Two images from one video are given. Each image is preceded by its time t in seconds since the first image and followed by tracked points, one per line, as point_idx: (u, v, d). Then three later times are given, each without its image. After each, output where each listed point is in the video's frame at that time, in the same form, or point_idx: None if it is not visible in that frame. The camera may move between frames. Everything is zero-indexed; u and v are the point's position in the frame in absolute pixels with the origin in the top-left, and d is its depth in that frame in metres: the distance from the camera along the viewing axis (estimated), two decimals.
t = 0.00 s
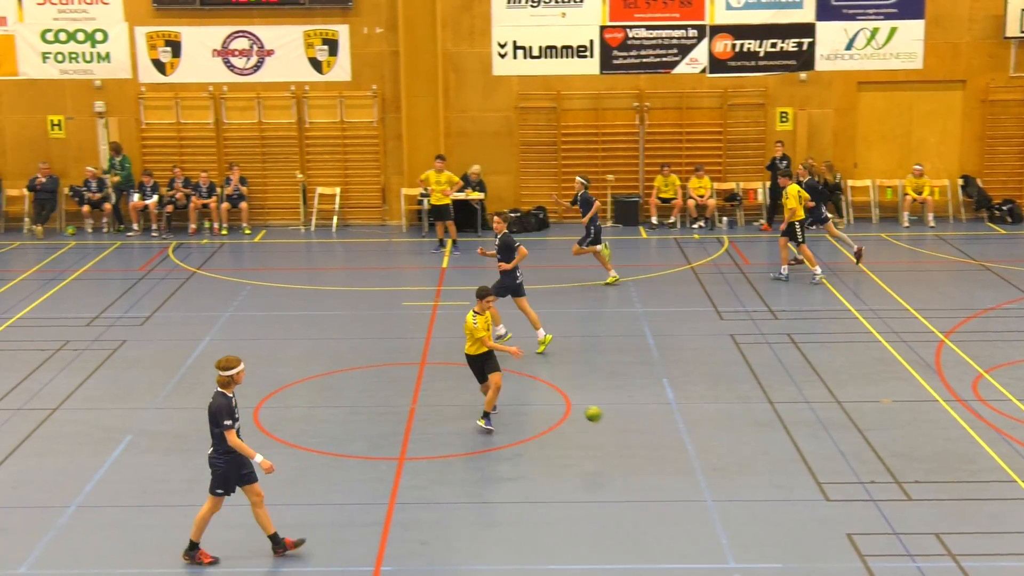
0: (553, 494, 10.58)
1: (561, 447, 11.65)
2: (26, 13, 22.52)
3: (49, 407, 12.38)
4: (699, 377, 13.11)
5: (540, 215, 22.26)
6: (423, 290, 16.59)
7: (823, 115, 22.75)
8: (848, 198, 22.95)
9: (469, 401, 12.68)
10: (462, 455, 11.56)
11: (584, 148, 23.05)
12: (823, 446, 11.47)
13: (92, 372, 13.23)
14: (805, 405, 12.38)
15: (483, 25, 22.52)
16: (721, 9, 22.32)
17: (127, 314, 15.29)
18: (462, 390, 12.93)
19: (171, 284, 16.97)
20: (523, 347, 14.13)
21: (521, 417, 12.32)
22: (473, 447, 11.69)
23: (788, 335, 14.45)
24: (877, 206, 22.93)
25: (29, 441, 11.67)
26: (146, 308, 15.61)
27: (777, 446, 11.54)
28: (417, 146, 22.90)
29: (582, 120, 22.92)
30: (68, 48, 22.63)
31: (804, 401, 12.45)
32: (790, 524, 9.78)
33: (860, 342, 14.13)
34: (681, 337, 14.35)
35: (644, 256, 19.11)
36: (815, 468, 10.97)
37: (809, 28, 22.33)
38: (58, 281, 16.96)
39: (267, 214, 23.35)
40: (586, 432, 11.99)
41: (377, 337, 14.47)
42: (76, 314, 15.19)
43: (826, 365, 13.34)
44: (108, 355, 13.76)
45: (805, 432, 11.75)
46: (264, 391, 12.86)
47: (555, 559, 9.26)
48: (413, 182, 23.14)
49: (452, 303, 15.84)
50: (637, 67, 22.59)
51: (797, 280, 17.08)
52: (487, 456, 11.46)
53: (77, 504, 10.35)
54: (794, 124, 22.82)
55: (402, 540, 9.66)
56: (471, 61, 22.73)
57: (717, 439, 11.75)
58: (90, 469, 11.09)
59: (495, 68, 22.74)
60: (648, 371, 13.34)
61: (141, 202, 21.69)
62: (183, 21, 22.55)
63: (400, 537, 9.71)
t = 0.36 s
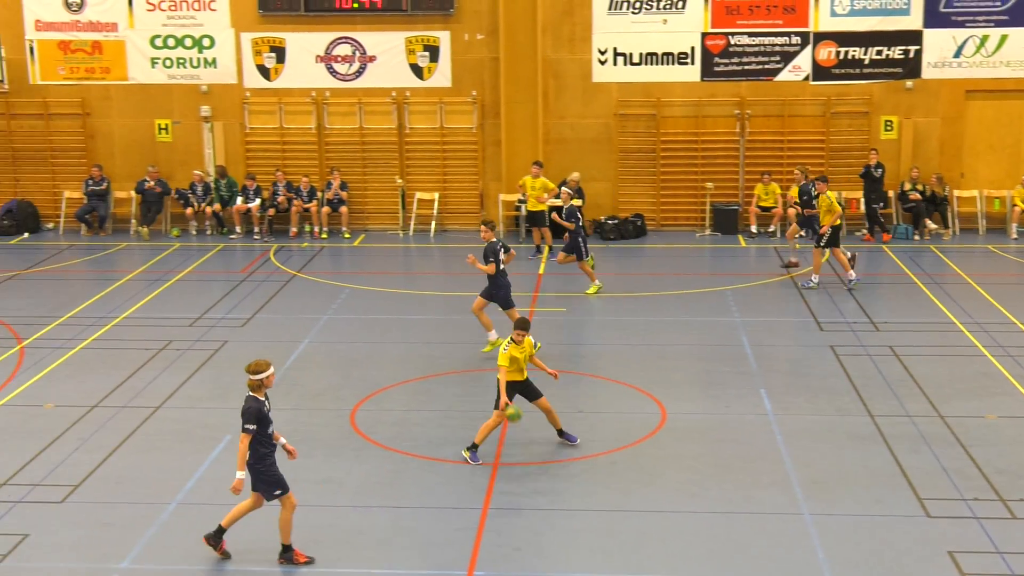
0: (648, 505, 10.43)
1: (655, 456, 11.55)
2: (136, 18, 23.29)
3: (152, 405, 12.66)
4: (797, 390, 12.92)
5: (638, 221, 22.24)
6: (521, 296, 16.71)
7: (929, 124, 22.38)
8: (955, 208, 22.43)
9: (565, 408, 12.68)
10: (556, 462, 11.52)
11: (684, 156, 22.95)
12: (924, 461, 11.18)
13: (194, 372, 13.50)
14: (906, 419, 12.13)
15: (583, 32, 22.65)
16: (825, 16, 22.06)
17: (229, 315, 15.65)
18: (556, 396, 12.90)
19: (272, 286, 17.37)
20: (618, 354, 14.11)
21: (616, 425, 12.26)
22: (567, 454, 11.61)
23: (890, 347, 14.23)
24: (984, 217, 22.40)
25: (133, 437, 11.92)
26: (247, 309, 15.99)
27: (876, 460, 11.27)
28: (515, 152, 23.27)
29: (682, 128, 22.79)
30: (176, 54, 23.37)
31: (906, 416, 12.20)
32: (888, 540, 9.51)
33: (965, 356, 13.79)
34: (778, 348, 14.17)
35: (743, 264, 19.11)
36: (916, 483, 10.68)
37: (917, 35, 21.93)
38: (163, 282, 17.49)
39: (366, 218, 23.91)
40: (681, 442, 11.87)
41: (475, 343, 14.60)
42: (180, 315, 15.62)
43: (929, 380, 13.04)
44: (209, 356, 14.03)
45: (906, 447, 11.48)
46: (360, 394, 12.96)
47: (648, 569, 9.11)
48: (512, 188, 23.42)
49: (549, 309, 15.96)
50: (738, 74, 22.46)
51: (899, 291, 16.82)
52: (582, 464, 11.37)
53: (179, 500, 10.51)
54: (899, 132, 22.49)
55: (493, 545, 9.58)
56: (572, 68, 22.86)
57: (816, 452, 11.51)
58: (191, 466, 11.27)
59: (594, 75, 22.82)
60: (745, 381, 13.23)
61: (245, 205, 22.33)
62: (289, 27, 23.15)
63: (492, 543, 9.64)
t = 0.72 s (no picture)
0: (729, 521, 10.22)
1: (736, 472, 11.39)
2: (226, 31, 23.83)
3: (235, 413, 12.81)
4: (881, 408, 12.74)
5: (721, 236, 22.02)
6: (599, 311, 16.83)
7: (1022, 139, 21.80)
8: None
9: (645, 422, 12.60)
10: (635, 476, 11.39)
11: (768, 171, 22.76)
12: (1014, 484, 10.86)
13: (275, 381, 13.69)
14: (994, 440, 11.84)
15: (668, 45, 22.61)
16: (914, 29, 21.75)
17: (312, 324, 16.00)
18: (636, 411, 12.85)
19: (355, 296, 17.81)
20: (699, 370, 14.05)
21: (697, 440, 12.13)
22: (647, 469, 11.47)
23: (978, 367, 13.97)
24: None
25: (217, 444, 12.07)
26: (330, 319, 16.32)
27: (963, 482, 10.97)
28: (598, 164, 23.19)
29: (767, 142, 22.60)
30: (264, 66, 23.88)
31: (994, 436, 11.93)
32: (976, 564, 9.21)
33: None
34: (861, 365, 14.02)
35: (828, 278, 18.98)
36: (1005, 506, 10.38)
37: (1010, 49, 21.46)
38: (248, 291, 18.03)
39: (448, 229, 24.10)
40: (763, 458, 11.69)
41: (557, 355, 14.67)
42: (265, 323, 16.02)
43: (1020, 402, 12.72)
44: (292, 364, 14.30)
45: (994, 469, 11.18)
46: (440, 406, 13.03)
47: None
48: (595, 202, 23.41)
49: (629, 323, 16.03)
50: (825, 88, 22.23)
51: (987, 309, 16.47)
52: (662, 479, 11.21)
53: (260, 508, 10.56)
54: (990, 147, 21.99)
55: (571, 560, 9.46)
56: (656, 81, 22.81)
57: (900, 471, 11.25)
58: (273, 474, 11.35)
59: (678, 89, 22.75)
60: (828, 398, 13.09)
61: (329, 215, 22.73)
62: (376, 40, 23.48)
63: (569, 557, 9.52)
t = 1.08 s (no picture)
0: (787, 541, 9.93)
1: (795, 490, 11.16)
2: (289, 47, 24.16)
3: (293, 427, 12.87)
4: (944, 430, 12.51)
5: (781, 254, 22.00)
6: (656, 327, 16.88)
7: None
8: None
9: (704, 441, 12.45)
10: (694, 495, 11.13)
11: (829, 190, 22.52)
12: None
13: (333, 397, 13.82)
14: None
15: (729, 61, 22.52)
16: (980, 46, 21.57)
17: (371, 339, 16.29)
18: (694, 430, 12.73)
19: (413, 311, 18.11)
20: (758, 389, 13.95)
21: (756, 459, 11.91)
22: (705, 488, 11.21)
23: None
24: None
25: (275, 457, 12.09)
26: (388, 334, 16.57)
27: None
28: (657, 181, 23.13)
29: (829, 159, 22.41)
30: (326, 83, 24.14)
31: None
32: None
33: None
34: (923, 386, 13.84)
35: (889, 298, 18.81)
36: None
37: None
38: (307, 305, 18.40)
39: (507, 246, 24.16)
40: (823, 477, 11.43)
41: (616, 373, 14.66)
42: (324, 337, 16.35)
43: None
44: (350, 379, 14.49)
45: None
46: (497, 422, 13.03)
47: None
48: (652, 219, 23.26)
49: (687, 341, 16.04)
50: (889, 105, 22.03)
51: None
52: (720, 498, 10.95)
53: (317, 521, 10.53)
54: None
55: None
56: (717, 98, 22.71)
57: (964, 493, 10.92)
58: (330, 488, 11.33)
59: (739, 106, 22.61)
60: (889, 419, 12.91)
61: (388, 231, 22.93)
62: (437, 56, 23.66)
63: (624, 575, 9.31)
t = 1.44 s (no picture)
0: (819, 556, 9.77)
1: (827, 505, 10.99)
2: (321, 62, 24.30)
3: (323, 441, 12.87)
4: (977, 447, 12.33)
5: (812, 269, 21.90)
6: (685, 343, 16.87)
7: None
8: None
9: (734, 456, 12.32)
10: (724, 511, 10.97)
11: (862, 205, 22.42)
12: None
13: (363, 411, 13.82)
14: None
15: (761, 76, 22.51)
16: (1014, 61, 21.45)
17: (400, 353, 16.32)
18: (724, 445, 12.62)
19: (443, 325, 18.17)
20: (789, 406, 13.85)
21: (787, 475, 11.76)
22: (735, 504, 11.06)
23: None
24: None
25: (304, 471, 12.08)
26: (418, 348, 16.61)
27: None
28: (688, 197, 23.02)
29: (861, 174, 22.32)
30: (357, 97, 24.25)
31: None
32: None
33: None
34: (957, 404, 13.70)
35: (921, 314, 18.69)
36: None
37: None
38: (337, 319, 18.46)
39: (537, 260, 24.18)
40: (855, 493, 11.27)
41: (646, 389, 14.62)
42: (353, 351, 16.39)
43: None
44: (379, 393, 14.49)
45: None
46: (526, 437, 12.98)
47: None
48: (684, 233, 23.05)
49: (718, 357, 15.99)
50: (922, 120, 21.96)
51: None
52: (750, 514, 10.79)
53: (345, 535, 10.50)
54: None
55: None
56: (748, 113, 22.70)
57: (998, 509, 10.70)
58: (358, 502, 11.29)
59: (771, 121, 22.62)
60: (923, 436, 12.76)
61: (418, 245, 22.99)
62: (468, 72, 23.75)
63: None
